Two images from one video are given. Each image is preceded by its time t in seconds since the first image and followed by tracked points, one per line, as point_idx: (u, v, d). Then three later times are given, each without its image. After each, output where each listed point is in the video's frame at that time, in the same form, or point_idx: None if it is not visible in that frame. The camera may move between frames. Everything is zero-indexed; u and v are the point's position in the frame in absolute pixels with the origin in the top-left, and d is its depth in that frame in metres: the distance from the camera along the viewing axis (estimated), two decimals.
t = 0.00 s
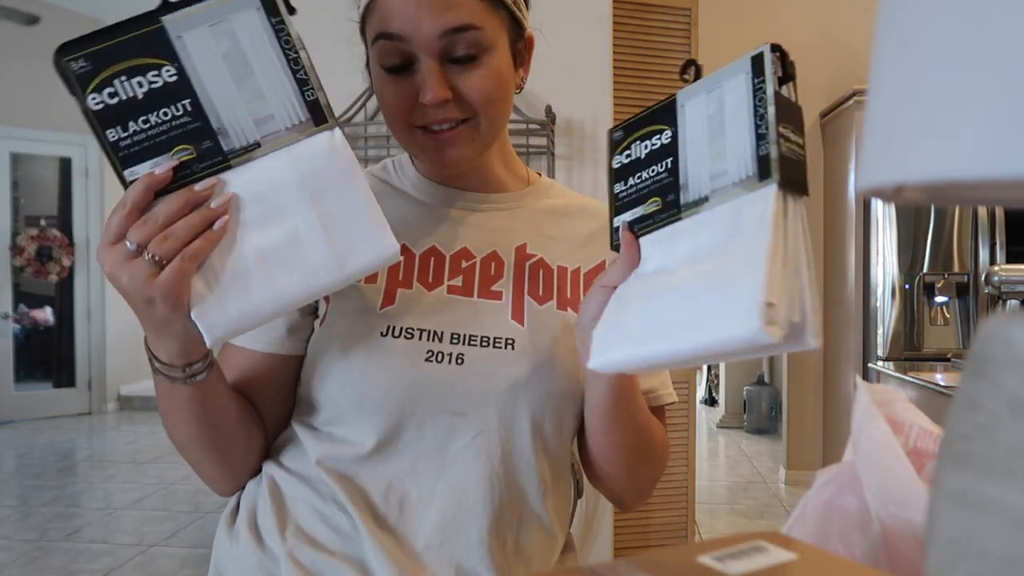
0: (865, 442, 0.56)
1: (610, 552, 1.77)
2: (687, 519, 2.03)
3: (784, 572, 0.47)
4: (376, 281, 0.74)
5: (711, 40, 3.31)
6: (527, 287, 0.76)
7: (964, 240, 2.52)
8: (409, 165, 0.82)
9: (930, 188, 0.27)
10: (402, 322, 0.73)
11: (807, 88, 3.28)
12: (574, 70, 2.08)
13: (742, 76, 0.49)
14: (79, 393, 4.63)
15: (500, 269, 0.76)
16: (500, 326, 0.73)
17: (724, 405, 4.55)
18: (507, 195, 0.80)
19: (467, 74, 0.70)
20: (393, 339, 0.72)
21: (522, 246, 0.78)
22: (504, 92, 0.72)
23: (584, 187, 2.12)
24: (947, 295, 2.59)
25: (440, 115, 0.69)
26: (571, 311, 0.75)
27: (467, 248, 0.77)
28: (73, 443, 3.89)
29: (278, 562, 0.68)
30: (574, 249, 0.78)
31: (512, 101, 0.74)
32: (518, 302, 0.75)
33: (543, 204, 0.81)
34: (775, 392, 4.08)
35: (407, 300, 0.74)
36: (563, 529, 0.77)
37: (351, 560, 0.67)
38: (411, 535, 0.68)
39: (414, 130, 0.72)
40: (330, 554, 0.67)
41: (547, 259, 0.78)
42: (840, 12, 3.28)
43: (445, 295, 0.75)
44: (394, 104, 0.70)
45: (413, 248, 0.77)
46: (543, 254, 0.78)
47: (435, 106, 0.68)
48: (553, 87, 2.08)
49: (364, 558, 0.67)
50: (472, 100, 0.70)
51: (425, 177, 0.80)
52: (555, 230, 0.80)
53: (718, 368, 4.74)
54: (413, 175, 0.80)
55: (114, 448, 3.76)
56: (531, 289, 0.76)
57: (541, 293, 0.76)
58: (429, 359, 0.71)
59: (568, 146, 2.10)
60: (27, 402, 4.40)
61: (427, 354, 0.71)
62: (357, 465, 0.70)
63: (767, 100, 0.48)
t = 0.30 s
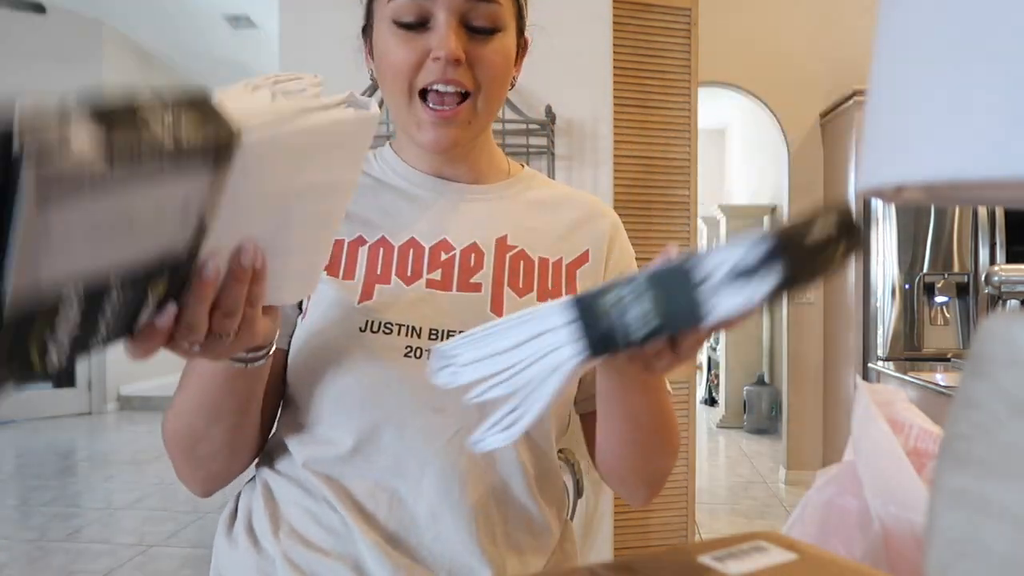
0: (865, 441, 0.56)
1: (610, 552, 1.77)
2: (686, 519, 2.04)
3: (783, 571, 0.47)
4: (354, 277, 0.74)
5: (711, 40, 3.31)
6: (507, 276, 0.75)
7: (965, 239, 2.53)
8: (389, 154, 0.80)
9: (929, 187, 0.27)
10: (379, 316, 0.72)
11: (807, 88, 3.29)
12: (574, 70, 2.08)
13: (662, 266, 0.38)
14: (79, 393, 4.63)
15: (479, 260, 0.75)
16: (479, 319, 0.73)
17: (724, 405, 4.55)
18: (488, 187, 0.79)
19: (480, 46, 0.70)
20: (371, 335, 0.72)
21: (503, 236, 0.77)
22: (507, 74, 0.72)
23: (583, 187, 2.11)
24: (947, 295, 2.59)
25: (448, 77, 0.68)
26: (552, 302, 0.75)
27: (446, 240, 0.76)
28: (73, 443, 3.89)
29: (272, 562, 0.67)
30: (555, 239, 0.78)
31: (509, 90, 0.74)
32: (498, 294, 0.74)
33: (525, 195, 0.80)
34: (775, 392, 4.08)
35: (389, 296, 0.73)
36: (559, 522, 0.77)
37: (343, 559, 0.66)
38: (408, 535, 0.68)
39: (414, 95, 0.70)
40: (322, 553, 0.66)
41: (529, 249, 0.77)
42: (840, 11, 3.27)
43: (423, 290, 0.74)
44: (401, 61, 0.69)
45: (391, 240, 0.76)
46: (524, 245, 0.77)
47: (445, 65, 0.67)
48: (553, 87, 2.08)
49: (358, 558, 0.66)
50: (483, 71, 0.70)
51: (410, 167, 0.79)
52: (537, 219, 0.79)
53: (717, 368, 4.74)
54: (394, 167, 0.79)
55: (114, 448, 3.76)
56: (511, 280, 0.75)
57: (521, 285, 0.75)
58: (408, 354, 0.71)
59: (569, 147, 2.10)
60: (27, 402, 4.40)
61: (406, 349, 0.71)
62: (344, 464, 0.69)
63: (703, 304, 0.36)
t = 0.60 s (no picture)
0: (865, 442, 0.56)
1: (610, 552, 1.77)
2: (686, 519, 2.04)
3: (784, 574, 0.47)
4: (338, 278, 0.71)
5: (711, 40, 3.31)
6: (495, 273, 0.73)
7: (964, 238, 2.52)
8: (378, 144, 0.78)
9: (930, 188, 0.27)
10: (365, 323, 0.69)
11: (807, 88, 3.29)
12: (574, 69, 2.08)
13: (401, 402, 0.32)
14: (79, 393, 4.63)
15: (466, 255, 0.74)
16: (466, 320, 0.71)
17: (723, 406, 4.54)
18: (477, 176, 0.77)
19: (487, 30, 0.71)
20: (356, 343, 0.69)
21: (491, 227, 0.75)
22: (506, 64, 0.74)
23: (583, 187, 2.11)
24: (947, 295, 2.59)
25: (451, 52, 0.69)
26: (543, 295, 0.73)
27: (433, 234, 0.74)
28: (73, 442, 3.89)
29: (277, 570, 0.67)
30: (546, 230, 0.76)
31: (505, 79, 0.74)
32: (485, 290, 0.72)
33: (513, 183, 0.78)
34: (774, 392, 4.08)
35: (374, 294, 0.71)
36: (565, 509, 0.77)
37: (345, 563, 0.66)
38: (408, 537, 0.67)
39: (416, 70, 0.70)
40: (324, 557, 0.66)
41: (519, 241, 0.75)
42: (839, 11, 3.28)
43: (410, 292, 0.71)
44: (406, 33, 0.69)
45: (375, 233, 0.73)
46: (513, 236, 0.75)
47: (452, 38, 0.68)
48: (553, 86, 2.08)
49: (359, 561, 0.66)
50: (486, 51, 0.71)
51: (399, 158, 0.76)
52: (528, 210, 0.77)
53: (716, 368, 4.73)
54: (383, 158, 0.77)
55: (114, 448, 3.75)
56: (498, 274, 0.73)
57: (509, 279, 0.73)
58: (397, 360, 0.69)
59: (569, 146, 2.10)
60: (27, 402, 4.40)
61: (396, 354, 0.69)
62: (344, 462, 0.70)
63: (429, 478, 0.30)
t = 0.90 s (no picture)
0: (866, 442, 0.58)
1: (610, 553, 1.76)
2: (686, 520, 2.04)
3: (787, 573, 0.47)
4: (341, 281, 0.68)
5: (710, 40, 3.31)
6: (502, 276, 0.71)
7: (964, 239, 2.53)
8: (383, 140, 0.77)
9: (928, 186, 0.29)
10: (367, 325, 0.66)
11: (807, 88, 3.29)
12: (575, 69, 2.08)
13: None
14: (79, 393, 4.63)
15: (474, 258, 0.72)
16: (473, 324, 0.69)
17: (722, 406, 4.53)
18: (486, 176, 0.76)
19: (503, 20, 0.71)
20: (361, 346, 0.66)
21: (499, 228, 0.74)
22: (519, 57, 0.73)
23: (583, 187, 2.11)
24: (947, 295, 2.61)
25: (467, 39, 0.68)
26: (552, 299, 0.71)
27: (439, 236, 0.72)
28: (73, 443, 3.88)
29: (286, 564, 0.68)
30: (554, 227, 0.75)
31: (518, 74, 0.74)
32: (493, 296, 0.70)
33: (522, 185, 0.78)
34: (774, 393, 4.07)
35: (379, 297, 0.68)
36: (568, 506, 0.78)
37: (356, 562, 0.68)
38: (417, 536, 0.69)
39: (431, 57, 0.69)
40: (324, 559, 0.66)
41: (525, 242, 0.73)
42: (839, 12, 3.28)
43: (414, 294, 0.69)
44: (422, 22, 0.69)
45: (381, 233, 0.71)
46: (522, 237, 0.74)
47: (468, 23, 0.68)
48: (553, 86, 2.08)
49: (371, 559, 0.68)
50: (498, 39, 0.70)
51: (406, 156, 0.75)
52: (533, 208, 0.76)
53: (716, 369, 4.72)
54: (390, 155, 0.76)
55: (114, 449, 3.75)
56: (506, 279, 0.71)
57: (517, 284, 0.71)
58: (401, 363, 0.67)
59: (568, 146, 2.10)
60: (26, 402, 4.40)
61: (400, 358, 0.67)
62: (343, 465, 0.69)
63: None
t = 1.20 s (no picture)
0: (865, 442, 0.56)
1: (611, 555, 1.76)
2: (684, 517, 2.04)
3: None
4: (353, 282, 0.66)
5: (711, 40, 3.31)
6: (512, 285, 0.71)
7: (964, 239, 2.54)
8: (382, 140, 0.76)
9: (926, 189, 0.27)
10: (382, 327, 0.65)
11: (807, 88, 3.29)
12: (575, 69, 2.07)
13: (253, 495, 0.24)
14: (79, 393, 4.63)
15: (485, 266, 0.71)
16: (487, 329, 0.69)
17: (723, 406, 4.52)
18: (490, 185, 0.76)
19: (498, 45, 0.67)
20: (376, 347, 0.65)
21: (506, 238, 0.74)
22: (518, 78, 0.70)
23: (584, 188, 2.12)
24: (947, 295, 2.61)
25: (459, 79, 0.66)
26: (560, 311, 0.72)
27: (449, 243, 0.71)
28: (73, 443, 3.89)
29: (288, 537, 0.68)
30: (557, 241, 0.76)
31: (517, 92, 0.71)
32: (505, 304, 0.70)
33: (525, 192, 0.78)
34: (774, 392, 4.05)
35: (392, 301, 0.66)
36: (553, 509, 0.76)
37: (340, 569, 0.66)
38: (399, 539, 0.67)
39: (425, 93, 0.67)
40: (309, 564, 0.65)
41: (533, 254, 0.74)
42: (838, 12, 3.28)
43: (426, 298, 0.68)
44: (413, 54, 0.66)
45: (391, 235, 0.70)
46: (529, 248, 0.74)
47: (458, 65, 0.65)
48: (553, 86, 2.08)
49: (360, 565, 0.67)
50: (494, 71, 0.67)
51: (407, 160, 0.74)
52: (537, 220, 0.77)
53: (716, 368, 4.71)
54: (392, 157, 0.75)
55: (114, 449, 3.75)
56: (517, 286, 0.71)
57: (528, 292, 0.72)
58: (415, 367, 0.65)
59: (568, 146, 2.10)
60: (26, 402, 4.41)
61: (413, 362, 0.65)
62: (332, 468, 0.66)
63: None
